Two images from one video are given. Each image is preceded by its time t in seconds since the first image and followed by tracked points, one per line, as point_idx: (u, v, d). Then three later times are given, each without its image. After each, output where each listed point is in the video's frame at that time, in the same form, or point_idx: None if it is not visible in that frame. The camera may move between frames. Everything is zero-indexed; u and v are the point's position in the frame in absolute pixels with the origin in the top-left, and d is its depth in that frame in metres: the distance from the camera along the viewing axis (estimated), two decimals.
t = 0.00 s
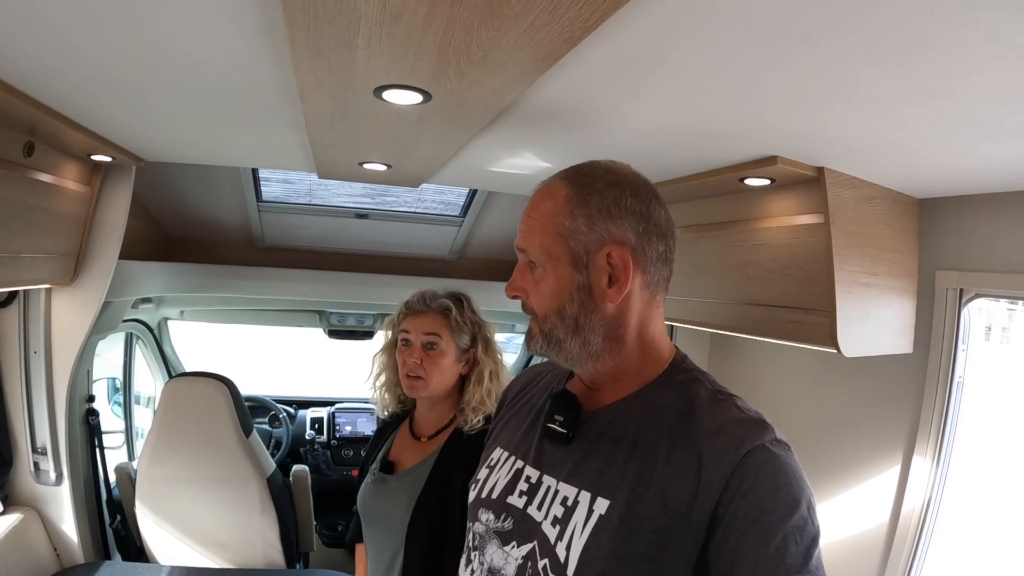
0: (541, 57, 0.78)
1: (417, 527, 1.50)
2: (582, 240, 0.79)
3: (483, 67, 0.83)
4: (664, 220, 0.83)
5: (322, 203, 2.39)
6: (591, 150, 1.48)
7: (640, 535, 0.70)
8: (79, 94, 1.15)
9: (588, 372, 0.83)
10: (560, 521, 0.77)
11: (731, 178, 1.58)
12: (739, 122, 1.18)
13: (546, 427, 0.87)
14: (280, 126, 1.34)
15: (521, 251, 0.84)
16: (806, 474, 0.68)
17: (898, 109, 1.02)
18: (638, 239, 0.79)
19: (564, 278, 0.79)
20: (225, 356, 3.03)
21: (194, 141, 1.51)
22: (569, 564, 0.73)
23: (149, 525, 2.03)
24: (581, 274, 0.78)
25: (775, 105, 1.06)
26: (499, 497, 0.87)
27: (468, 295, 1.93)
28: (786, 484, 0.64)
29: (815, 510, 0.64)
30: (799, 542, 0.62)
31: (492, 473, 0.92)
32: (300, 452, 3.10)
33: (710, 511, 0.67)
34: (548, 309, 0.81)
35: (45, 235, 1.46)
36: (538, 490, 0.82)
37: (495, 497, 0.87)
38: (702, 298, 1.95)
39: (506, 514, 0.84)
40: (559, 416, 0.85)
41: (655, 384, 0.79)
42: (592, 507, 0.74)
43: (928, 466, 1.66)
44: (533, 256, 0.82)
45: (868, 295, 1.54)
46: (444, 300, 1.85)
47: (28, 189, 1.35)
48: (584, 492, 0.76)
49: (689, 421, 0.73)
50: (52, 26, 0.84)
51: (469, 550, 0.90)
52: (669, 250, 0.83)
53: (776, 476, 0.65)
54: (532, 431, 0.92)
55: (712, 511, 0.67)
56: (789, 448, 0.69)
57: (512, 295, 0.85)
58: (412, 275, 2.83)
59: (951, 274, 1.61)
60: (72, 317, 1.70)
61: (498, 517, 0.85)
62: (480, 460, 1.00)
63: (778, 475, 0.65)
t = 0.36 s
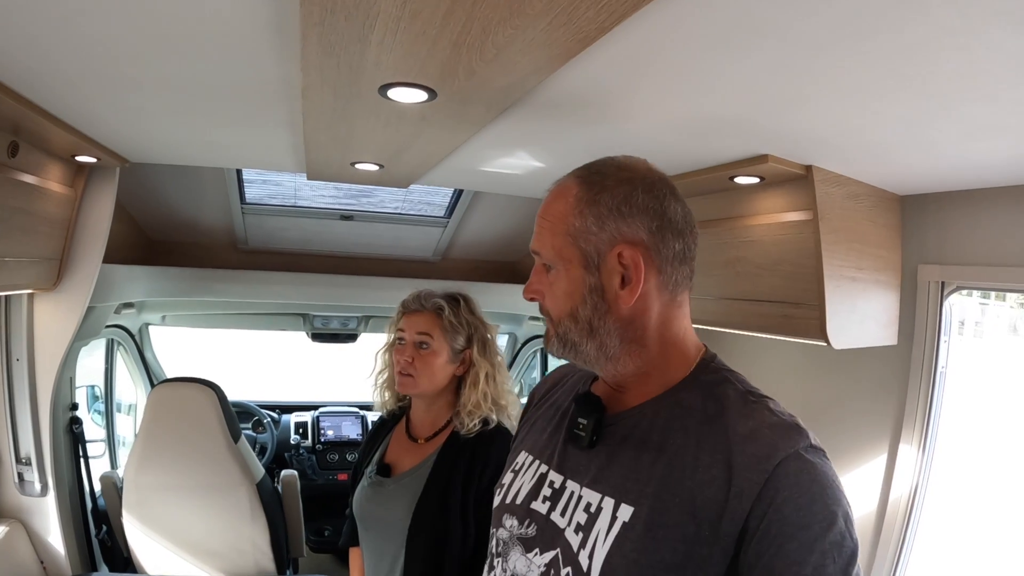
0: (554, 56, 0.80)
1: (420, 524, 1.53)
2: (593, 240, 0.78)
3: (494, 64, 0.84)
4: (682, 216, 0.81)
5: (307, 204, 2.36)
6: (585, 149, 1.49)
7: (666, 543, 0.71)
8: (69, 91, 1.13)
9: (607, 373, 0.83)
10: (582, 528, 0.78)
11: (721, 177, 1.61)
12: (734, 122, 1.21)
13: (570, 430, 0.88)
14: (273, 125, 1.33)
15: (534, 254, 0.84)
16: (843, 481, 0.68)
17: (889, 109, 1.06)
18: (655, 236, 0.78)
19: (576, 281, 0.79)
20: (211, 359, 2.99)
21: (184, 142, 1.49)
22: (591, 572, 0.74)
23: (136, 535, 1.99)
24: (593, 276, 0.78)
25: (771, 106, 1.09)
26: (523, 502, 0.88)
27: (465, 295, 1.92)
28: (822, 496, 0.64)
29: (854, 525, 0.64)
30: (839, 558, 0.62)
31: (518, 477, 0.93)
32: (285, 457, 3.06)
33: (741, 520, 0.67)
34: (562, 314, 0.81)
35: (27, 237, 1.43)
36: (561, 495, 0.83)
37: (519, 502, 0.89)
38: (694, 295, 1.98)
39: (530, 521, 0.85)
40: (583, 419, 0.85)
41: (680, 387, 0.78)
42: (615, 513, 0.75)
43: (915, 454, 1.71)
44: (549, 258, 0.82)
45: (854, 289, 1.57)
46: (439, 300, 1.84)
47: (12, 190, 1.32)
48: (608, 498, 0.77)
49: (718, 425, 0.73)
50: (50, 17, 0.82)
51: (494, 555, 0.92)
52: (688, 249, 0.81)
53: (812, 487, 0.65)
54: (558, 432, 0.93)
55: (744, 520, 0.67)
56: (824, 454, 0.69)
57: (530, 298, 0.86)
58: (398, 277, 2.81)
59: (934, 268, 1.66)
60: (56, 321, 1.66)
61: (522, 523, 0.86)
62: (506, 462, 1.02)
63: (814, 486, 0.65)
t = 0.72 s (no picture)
0: (542, 84, 0.91)
1: (410, 514, 1.61)
2: (605, 236, 0.89)
3: (485, 93, 0.94)
4: (694, 220, 0.88)
5: (290, 212, 2.42)
6: (561, 163, 1.60)
7: (671, 545, 0.79)
8: (75, 113, 1.19)
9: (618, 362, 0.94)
10: (596, 527, 0.88)
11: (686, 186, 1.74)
12: (698, 138, 1.33)
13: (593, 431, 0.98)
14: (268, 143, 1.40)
15: (559, 244, 0.97)
16: (855, 498, 0.72)
17: (836, 127, 1.18)
18: (665, 235, 0.86)
19: (590, 271, 0.91)
20: (184, 367, 2.99)
21: (177, 157, 1.55)
22: (601, 569, 0.84)
23: (130, 540, 2.05)
24: (603, 269, 0.89)
25: (731, 125, 1.21)
26: (550, 501, 1.00)
27: (433, 295, 1.94)
28: (826, 511, 0.70)
29: (863, 539, 0.69)
30: None
31: (551, 476, 1.05)
32: (268, 460, 3.13)
33: (746, 526, 0.74)
34: (578, 300, 0.93)
35: (25, 250, 1.48)
36: (582, 495, 0.94)
37: (546, 501, 1.00)
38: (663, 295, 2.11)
39: (555, 519, 0.97)
40: (603, 421, 0.95)
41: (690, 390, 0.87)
42: (626, 514, 0.85)
43: (872, 438, 1.86)
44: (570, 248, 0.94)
45: (810, 287, 1.71)
46: (396, 306, 1.88)
47: (9, 204, 1.36)
48: (621, 500, 0.87)
49: (728, 433, 0.80)
50: (73, 50, 0.89)
51: (527, 549, 1.04)
52: (700, 252, 0.88)
53: (817, 501, 0.70)
54: (584, 435, 1.04)
55: (748, 527, 0.74)
56: (838, 466, 0.74)
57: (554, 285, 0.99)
58: (379, 282, 2.89)
59: (886, 266, 1.81)
60: (49, 333, 1.72)
61: (548, 521, 0.98)
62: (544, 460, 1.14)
63: (819, 500, 0.70)
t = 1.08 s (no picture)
0: (549, 81, 0.97)
1: (409, 503, 1.62)
2: (628, 216, 0.97)
3: (495, 88, 1.01)
4: (710, 204, 0.96)
5: (288, 208, 2.47)
6: (558, 156, 1.67)
7: (672, 497, 0.87)
8: (92, 102, 1.24)
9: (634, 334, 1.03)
10: (606, 483, 0.98)
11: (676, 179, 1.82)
12: (690, 133, 1.41)
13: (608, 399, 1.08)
14: (277, 135, 1.46)
15: (584, 224, 1.05)
16: (842, 458, 0.77)
17: (818, 121, 1.27)
18: (688, 217, 0.94)
19: (614, 248, 0.99)
20: (189, 359, 3.07)
21: (185, 148, 1.60)
22: (607, 521, 0.94)
23: (133, 533, 2.08)
24: (627, 246, 0.97)
25: (721, 119, 1.29)
26: (567, 463, 1.11)
27: (422, 284, 1.97)
28: (811, 462, 0.75)
29: (844, 490, 0.74)
30: (822, 519, 0.71)
31: (569, 442, 1.15)
32: (263, 455, 3.17)
33: (740, 479, 0.81)
34: (602, 274, 1.00)
35: (33, 240, 1.56)
36: (595, 457, 1.04)
37: (564, 464, 1.11)
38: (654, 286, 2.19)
39: (570, 479, 1.07)
40: (616, 389, 1.05)
41: (702, 359, 0.95)
42: (633, 471, 0.94)
43: (855, 421, 1.95)
44: (597, 227, 1.02)
45: (793, 273, 1.80)
46: (387, 296, 1.92)
47: (21, 194, 1.45)
48: (630, 459, 0.96)
49: (728, 396, 0.88)
50: (103, 40, 0.94)
51: (544, 508, 1.15)
52: (715, 234, 0.96)
53: (803, 454, 0.76)
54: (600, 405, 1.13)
55: (742, 480, 0.81)
56: (827, 427, 0.79)
57: (577, 263, 1.06)
58: (373, 276, 2.94)
59: (866, 256, 1.91)
60: (55, 325, 1.80)
61: (564, 482, 1.08)
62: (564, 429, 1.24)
63: (805, 453, 0.76)
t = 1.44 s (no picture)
0: (539, 78, 0.97)
1: (398, 505, 1.62)
2: (602, 216, 1.00)
3: (485, 86, 1.01)
4: (682, 203, 0.96)
5: (279, 206, 2.46)
6: (549, 156, 1.67)
7: (650, 490, 0.88)
8: (79, 97, 1.23)
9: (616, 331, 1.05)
10: (589, 477, 0.99)
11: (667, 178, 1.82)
12: (680, 133, 1.41)
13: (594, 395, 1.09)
14: (267, 131, 1.45)
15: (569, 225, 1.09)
16: (819, 450, 0.78)
17: (808, 121, 1.27)
18: (655, 218, 0.95)
19: (590, 246, 1.02)
20: (178, 358, 3.05)
21: (174, 145, 1.59)
22: (588, 514, 0.96)
23: (120, 532, 2.07)
24: (601, 244, 1.00)
25: (711, 119, 1.29)
26: (553, 458, 1.12)
27: (415, 282, 1.95)
28: (786, 454, 0.76)
29: (819, 481, 0.74)
30: (798, 509, 0.72)
31: (557, 437, 1.16)
32: (253, 455, 3.16)
33: (715, 471, 0.82)
34: (581, 272, 1.04)
35: (20, 237, 1.54)
36: (580, 452, 1.05)
37: (552, 458, 1.13)
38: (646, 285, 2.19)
39: (556, 473, 1.09)
40: (601, 385, 1.06)
41: (680, 354, 0.96)
42: (614, 464, 0.96)
43: (845, 420, 1.96)
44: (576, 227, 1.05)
45: (783, 272, 1.81)
46: (379, 297, 1.89)
47: (9, 190, 1.45)
48: (612, 452, 0.97)
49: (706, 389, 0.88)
50: (90, 34, 0.93)
51: (532, 503, 1.16)
52: (687, 232, 0.96)
53: (777, 446, 0.77)
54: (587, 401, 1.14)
55: (717, 472, 0.82)
56: (803, 420, 0.80)
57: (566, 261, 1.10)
58: (364, 275, 2.93)
59: (855, 256, 1.92)
60: (43, 323, 1.78)
61: (551, 476, 1.10)
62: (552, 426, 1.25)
63: (780, 445, 0.76)
